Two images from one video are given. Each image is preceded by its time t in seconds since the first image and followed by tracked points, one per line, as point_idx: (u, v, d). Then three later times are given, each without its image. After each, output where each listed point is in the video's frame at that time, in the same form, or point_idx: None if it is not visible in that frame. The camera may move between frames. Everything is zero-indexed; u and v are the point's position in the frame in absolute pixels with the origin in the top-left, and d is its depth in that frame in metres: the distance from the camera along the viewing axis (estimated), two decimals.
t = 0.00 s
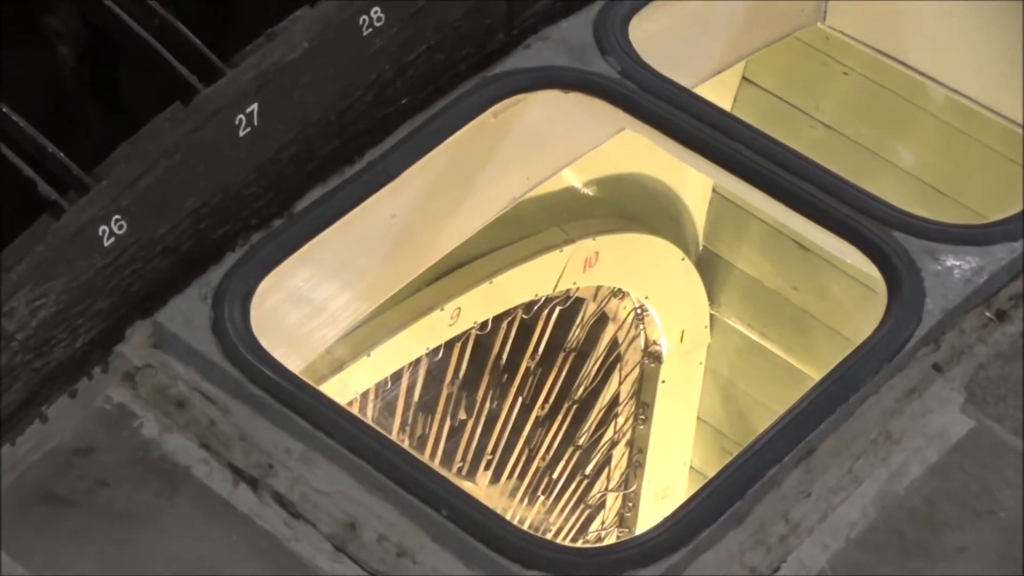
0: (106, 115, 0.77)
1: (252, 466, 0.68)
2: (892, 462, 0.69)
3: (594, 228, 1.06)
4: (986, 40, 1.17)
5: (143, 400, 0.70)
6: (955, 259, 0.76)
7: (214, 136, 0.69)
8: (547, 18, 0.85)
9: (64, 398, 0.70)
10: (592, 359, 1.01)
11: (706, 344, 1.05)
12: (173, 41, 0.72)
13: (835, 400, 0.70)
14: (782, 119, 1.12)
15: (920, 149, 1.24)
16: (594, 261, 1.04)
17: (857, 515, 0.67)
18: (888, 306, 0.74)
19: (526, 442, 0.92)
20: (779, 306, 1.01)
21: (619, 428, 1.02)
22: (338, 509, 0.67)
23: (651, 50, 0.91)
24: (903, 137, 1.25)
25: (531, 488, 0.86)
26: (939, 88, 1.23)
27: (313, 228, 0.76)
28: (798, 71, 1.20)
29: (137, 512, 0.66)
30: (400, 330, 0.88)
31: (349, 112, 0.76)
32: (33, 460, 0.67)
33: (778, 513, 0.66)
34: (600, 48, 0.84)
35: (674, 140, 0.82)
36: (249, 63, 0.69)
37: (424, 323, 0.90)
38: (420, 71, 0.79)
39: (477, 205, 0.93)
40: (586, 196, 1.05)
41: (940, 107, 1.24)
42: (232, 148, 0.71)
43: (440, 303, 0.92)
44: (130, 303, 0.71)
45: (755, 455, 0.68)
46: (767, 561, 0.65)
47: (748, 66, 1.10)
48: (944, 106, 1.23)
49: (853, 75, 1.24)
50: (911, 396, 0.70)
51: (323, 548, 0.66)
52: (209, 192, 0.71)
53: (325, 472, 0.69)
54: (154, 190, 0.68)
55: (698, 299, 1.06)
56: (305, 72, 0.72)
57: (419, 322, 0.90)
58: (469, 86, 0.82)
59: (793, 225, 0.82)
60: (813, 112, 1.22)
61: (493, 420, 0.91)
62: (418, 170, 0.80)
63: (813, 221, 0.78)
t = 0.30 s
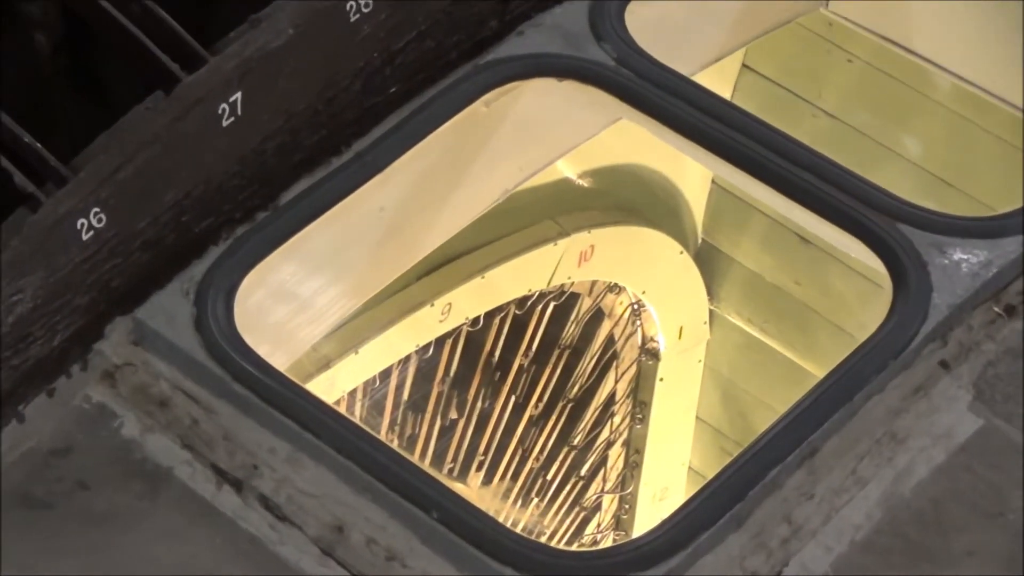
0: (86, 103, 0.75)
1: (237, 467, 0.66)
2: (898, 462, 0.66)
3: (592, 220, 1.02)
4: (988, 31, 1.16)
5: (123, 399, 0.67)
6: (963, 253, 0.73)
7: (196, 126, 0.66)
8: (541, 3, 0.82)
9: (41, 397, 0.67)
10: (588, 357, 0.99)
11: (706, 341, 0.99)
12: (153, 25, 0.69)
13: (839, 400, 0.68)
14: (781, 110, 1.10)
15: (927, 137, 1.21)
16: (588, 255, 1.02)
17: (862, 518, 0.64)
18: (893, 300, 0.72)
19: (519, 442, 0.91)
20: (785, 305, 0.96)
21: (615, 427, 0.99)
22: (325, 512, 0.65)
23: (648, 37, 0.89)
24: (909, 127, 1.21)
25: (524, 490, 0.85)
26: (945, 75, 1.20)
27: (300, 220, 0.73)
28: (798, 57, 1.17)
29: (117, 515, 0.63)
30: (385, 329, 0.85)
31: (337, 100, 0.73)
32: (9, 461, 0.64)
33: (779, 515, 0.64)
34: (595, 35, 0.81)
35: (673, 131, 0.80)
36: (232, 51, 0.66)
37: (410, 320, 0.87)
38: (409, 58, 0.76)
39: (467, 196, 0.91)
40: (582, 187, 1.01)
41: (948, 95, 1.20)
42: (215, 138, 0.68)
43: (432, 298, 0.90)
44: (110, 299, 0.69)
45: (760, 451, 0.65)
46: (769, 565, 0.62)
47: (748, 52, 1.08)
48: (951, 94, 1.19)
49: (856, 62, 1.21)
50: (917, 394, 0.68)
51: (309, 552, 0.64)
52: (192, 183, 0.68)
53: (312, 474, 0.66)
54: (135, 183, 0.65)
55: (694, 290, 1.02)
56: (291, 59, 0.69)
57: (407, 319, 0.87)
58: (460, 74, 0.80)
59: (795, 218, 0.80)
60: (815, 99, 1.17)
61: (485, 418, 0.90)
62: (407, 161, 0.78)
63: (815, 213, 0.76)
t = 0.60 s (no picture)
0: (70, 93, 0.72)
1: (217, 466, 0.63)
2: (901, 460, 0.64)
3: (588, 210, 1.01)
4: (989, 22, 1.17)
5: (100, 395, 0.65)
6: (967, 244, 0.71)
7: (175, 113, 0.63)
8: None
9: (17, 394, 0.64)
10: (581, 352, 0.98)
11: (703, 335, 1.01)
12: (134, 10, 0.67)
13: (840, 396, 0.65)
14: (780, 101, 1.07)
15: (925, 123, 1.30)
16: (582, 247, 1.01)
17: (864, 518, 0.62)
18: (897, 294, 0.69)
19: (510, 439, 0.91)
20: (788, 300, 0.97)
21: (608, 423, 0.99)
22: (309, 513, 0.63)
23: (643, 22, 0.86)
24: (910, 113, 1.30)
25: (516, 488, 0.84)
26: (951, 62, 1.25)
27: (284, 211, 0.71)
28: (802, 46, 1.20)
29: (93, 516, 0.61)
30: (374, 320, 0.84)
31: (321, 87, 0.71)
32: None
33: (778, 515, 0.62)
34: (589, 19, 0.78)
35: (671, 119, 0.78)
36: (214, 36, 0.63)
37: (399, 313, 0.87)
38: (397, 43, 0.73)
39: (456, 187, 0.87)
40: (578, 176, 0.99)
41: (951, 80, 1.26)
42: (194, 125, 0.65)
43: (420, 291, 0.88)
44: (86, 292, 0.66)
45: (761, 450, 0.63)
46: (769, 566, 0.60)
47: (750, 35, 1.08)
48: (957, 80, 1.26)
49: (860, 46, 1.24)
50: (921, 390, 0.66)
51: (293, 553, 0.62)
52: (172, 173, 0.66)
53: (296, 473, 0.64)
54: (113, 173, 0.62)
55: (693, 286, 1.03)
56: (275, 44, 0.66)
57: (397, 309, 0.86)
58: (449, 59, 0.77)
59: (794, 207, 0.78)
60: (815, 87, 1.24)
61: (476, 416, 0.90)
62: (393, 150, 0.76)
63: (815, 203, 0.74)
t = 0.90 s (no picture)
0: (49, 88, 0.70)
1: (196, 466, 0.60)
2: (903, 459, 0.61)
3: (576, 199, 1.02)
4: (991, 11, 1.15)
5: (76, 394, 0.61)
6: (972, 235, 0.69)
7: (153, 101, 0.61)
8: None
9: None
10: (571, 348, 1.02)
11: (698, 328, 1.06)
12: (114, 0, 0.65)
13: (841, 392, 0.64)
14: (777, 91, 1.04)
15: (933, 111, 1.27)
16: (573, 238, 1.02)
17: (866, 519, 0.59)
18: (900, 286, 0.68)
19: (499, 439, 0.97)
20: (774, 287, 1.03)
21: (601, 420, 1.04)
22: (291, 514, 0.60)
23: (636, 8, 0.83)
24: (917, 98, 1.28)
25: (506, 489, 0.90)
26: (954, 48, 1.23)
27: (264, 204, 0.69)
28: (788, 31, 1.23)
29: (63, 518, 0.57)
30: (358, 315, 0.84)
31: (303, 73, 0.67)
32: None
33: (777, 515, 0.59)
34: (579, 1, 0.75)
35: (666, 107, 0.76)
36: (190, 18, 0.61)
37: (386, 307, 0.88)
38: (381, 29, 0.70)
39: (444, 175, 0.85)
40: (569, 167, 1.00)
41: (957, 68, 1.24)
42: (171, 112, 0.62)
43: (408, 284, 0.89)
44: (60, 287, 0.63)
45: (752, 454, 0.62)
46: (767, 569, 0.58)
47: (742, 22, 1.08)
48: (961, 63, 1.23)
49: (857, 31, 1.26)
50: (924, 385, 0.63)
51: (274, 556, 0.59)
52: (149, 164, 0.63)
53: (277, 473, 0.61)
54: (88, 163, 0.60)
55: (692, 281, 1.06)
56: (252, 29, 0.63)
57: (380, 305, 0.87)
58: (435, 45, 0.74)
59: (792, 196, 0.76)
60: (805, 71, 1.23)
61: (463, 413, 0.95)
62: (378, 138, 0.73)
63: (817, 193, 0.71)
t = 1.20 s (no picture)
0: (23, 75, 0.67)
1: (175, 466, 0.58)
2: (906, 458, 0.59)
3: (569, 189, 1.03)
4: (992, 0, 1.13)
5: (49, 392, 0.59)
6: (977, 226, 0.66)
7: (128, 88, 0.58)
8: None
9: None
10: (562, 344, 1.03)
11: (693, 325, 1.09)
12: None
13: (840, 389, 0.62)
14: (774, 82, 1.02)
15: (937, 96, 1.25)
16: (564, 230, 1.03)
17: (868, 519, 0.57)
18: (902, 279, 0.66)
19: (488, 437, 0.98)
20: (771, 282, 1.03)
21: (594, 419, 1.06)
22: (273, 515, 0.58)
23: None
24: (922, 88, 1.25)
25: (496, 490, 0.91)
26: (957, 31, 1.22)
27: (245, 194, 0.66)
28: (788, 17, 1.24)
29: (38, 521, 0.54)
30: (342, 309, 0.84)
31: (285, 59, 0.65)
32: None
33: (776, 517, 0.57)
34: None
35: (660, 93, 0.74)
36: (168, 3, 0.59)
37: (372, 301, 0.88)
38: (365, 13, 0.67)
39: (430, 166, 0.84)
40: (563, 155, 1.01)
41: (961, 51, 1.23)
42: (148, 100, 0.59)
43: (394, 277, 0.89)
44: (34, 281, 0.60)
45: (752, 452, 0.60)
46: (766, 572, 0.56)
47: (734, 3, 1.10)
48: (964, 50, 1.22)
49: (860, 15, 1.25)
50: (927, 382, 0.61)
51: (256, 560, 0.57)
52: (125, 153, 0.60)
53: (259, 473, 0.59)
54: (62, 151, 0.57)
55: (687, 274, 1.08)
56: (230, 11, 0.60)
57: (368, 297, 0.87)
58: (423, 30, 0.71)
59: (791, 185, 0.74)
60: (810, 56, 1.23)
61: (451, 410, 0.97)
62: (363, 126, 0.71)
63: (818, 183, 0.69)
